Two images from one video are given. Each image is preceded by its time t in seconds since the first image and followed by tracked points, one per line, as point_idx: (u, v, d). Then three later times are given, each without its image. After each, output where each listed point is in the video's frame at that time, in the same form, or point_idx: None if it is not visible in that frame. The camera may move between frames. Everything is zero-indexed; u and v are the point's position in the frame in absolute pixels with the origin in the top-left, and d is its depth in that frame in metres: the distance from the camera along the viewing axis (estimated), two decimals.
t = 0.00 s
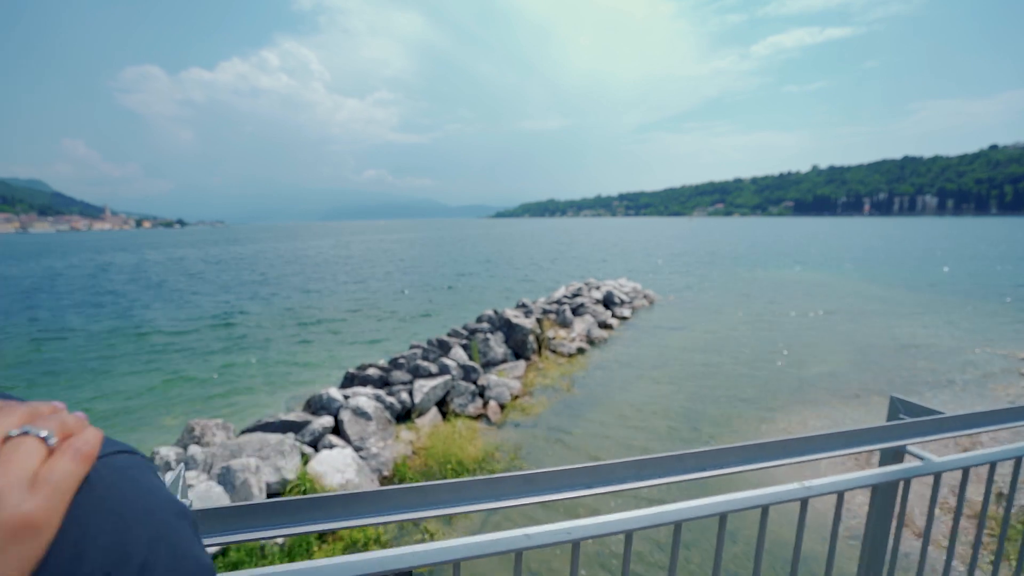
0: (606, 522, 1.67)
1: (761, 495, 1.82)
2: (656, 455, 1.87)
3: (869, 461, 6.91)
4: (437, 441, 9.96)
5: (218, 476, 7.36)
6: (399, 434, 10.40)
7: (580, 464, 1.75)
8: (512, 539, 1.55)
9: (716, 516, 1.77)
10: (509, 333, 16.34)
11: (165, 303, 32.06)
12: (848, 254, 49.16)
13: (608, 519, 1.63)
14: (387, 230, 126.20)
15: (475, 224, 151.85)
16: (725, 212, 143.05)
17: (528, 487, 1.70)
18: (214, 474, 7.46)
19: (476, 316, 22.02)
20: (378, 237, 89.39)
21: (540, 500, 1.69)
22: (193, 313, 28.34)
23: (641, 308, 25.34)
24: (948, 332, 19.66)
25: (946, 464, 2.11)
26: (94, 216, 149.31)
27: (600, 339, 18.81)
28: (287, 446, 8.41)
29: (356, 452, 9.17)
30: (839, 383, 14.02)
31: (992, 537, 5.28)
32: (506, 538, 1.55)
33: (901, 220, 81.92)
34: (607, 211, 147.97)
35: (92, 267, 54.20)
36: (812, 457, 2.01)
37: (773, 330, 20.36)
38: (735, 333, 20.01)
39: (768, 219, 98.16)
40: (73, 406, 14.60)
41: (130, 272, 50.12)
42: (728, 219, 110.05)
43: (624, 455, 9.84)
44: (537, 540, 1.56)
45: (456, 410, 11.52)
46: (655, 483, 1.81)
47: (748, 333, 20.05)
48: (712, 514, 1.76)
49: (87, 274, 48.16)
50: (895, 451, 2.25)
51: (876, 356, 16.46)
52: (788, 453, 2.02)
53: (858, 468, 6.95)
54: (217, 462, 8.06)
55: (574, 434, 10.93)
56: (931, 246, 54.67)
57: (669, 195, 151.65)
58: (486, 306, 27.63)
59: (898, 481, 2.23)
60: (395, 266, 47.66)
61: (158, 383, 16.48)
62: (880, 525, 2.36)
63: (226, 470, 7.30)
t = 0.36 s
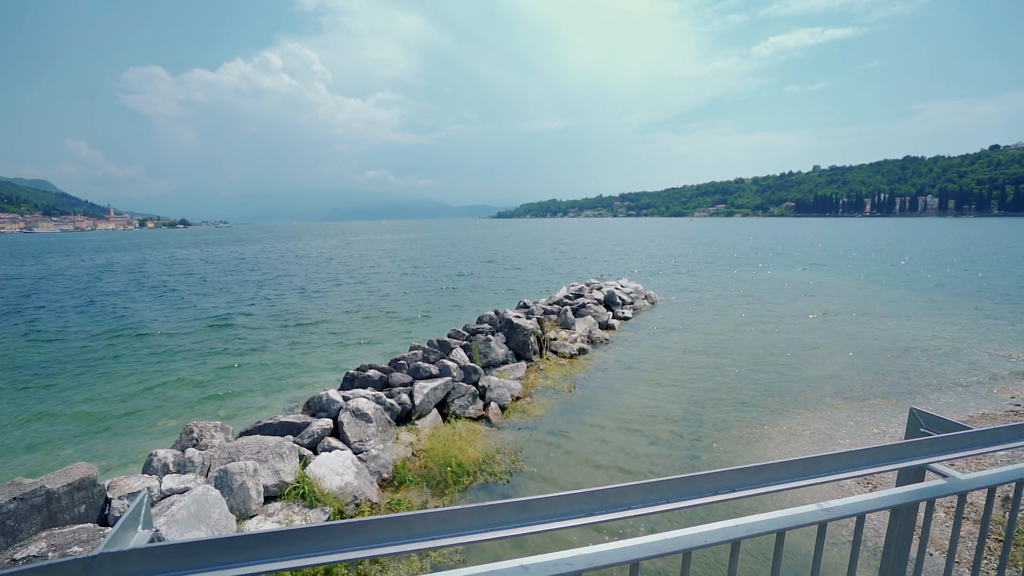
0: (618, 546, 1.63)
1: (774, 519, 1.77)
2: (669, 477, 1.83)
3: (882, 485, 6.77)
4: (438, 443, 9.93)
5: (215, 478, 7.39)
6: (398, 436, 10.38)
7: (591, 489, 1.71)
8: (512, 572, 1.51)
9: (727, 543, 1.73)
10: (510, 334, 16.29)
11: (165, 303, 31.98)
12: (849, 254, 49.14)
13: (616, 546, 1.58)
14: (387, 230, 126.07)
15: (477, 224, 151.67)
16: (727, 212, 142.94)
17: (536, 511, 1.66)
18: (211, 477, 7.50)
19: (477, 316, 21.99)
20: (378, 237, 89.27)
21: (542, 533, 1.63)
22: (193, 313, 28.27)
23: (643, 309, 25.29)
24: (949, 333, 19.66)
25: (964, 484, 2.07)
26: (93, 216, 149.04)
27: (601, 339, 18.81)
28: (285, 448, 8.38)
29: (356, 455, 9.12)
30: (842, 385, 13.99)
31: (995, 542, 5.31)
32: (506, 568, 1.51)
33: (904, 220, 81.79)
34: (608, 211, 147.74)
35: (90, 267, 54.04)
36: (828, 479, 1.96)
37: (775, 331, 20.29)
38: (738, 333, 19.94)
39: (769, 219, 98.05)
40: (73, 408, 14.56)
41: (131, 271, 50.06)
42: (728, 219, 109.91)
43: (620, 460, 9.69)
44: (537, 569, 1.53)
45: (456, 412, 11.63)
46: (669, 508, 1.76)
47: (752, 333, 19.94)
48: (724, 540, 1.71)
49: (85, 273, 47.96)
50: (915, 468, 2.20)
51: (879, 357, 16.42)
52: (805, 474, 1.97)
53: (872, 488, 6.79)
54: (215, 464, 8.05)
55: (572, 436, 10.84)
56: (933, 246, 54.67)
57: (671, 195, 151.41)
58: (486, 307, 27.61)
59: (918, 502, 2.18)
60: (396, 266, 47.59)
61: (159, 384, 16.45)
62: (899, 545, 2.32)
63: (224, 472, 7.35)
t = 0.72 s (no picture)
0: None
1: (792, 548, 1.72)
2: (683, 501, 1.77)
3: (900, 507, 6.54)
4: (438, 446, 9.85)
5: (211, 482, 7.30)
6: (398, 438, 10.31)
7: (601, 517, 1.64)
8: None
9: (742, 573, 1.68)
10: (510, 334, 16.25)
11: (164, 303, 31.89)
12: (849, 255, 49.06)
13: None
14: (387, 230, 126.00)
15: (477, 224, 151.43)
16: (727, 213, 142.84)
17: (542, 540, 1.59)
18: (207, 480, 7.39)
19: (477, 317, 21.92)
20: (378, 237, 89.16)
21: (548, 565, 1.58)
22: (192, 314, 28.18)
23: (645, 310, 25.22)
24: (951, 334, 19.59)
25: (990, 504, 2.00)
26: (93, 216, 148.84)
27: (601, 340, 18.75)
28: (283, 451, 8.34)
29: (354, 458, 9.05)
30: (844, 386, 13.92)
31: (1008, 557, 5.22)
32: None
33: (905, 220, 81.69)
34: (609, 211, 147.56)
35: (88, 267, 53.87)
36: (850, 501, 1.89)
37: (777, 332, 20.19)
38: (740, 334, 19.86)
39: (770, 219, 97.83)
40: (71, 410, 14.49)
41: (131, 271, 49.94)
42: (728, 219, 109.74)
43: (620, 464, 9.56)
44: None
45: (457, 414, 11.56)
46: (682, 536, 1.70)
47: (754, 334, 19.86)
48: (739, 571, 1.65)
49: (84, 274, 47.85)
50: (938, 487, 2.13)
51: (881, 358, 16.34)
52: (823, 497, 1.91)
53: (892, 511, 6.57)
54: (211, 467, 7.97)
55: (572, 439, 10.75)
56: (934, 246, 54.56)
57: (671, 195, 151.24)
58: (486, 307, 27.56)
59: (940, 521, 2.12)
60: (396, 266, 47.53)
61: (157, 386, 16.37)
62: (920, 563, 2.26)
63: (220, 476, 7.26)
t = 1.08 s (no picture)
0: None
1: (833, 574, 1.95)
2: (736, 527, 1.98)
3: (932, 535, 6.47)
4: (437, 449, 10.28)
5: (207, 485, 7.63)
6: (397, 440, 10.75)
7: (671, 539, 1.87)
8: None
9: None
10: (510, 335, 16.73)
11: (170, 303, 32.45)
12: (847, 255, 49.50)
13: None
14: (389, 228, 126.61)
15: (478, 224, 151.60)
16: (728, 213, 143.17)
17: (585, 569, 1.77)
18: (202, 484, 7.72)
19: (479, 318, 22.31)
20: (380, 236, 89.74)
21: None
22: (197, 314, 28.57)
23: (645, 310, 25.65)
24: (944, 336, 19.96)
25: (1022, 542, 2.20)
26: (94, 215, 149.24)
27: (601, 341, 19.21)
28: (280, 454, 8.71)
29: (353, 461, 9.53)
30: (842, 389, 14.28)
31: None
32: None
33: (905, 220, 82.03)
34: (610, 211, 147.90)
35: (93, 266, 54.52)
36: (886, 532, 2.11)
37: (774, 333, 20.56)
38: (738, 336, 20.23)
39: (770, 217, 98.27)
40: (85, 410, 15.03)
41: (134, 271, 50.28)
42: (729, 219, 110.24)
43: (622, 471, 9.78)
44: None
45: (457, 416, 12.12)
46: (722, 571, 1.85)
47: (752, 335, 20.23)
48: None
49: (89, 273, 48.45)
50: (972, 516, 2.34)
51: (878, 361, 16.67)
52: (861, 525, 2.13)
53: (923, 540, 6.47)
54: (207, 470, 8.22)
55: (573, 442, 11.09)
56: (931, 246, 55.00)
57: (672, 195, 151.52)
58: (488, 307, 28.01)
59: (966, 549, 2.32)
60: (398, 266, 48.02)
61: (167, 386, 16.88)
62: None
63: (216, 480, 7.62)
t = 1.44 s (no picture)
0: None
1: None
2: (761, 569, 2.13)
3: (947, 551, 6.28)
4: (436, 451, 10.17)
5: (202, 490, 7.51)
6: (396, 443, 10.62)
7: None
8: None
9: None
10: (511, 336, 16.64)
11: (169, 302, 32.33)
12: (848, 255, 49.38)
13: None
14: (389, 228, 126.53)
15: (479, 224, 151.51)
16: (729, 212, 142.94)
17: None
18: (197, 488, 7.58)
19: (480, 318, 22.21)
20: (380, 237, 89.71)
21: None
22: (196, 314, 28.51)
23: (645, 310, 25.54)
24: (947, 337, 19.81)
25: None
26: (96, 215, 149.50)
27: (602, 342, 19.11)
28: (277, 457, 8.58)
29: (352, 464, 9.42)
30: (846, 391, 14.16)
31: None
32: None
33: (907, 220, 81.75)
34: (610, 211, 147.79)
35: (92, 266, 54.31)
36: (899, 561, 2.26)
37: (776, 334, 20.45)
38: (740, 336, 20.10)
39: (770, 217, 98.15)
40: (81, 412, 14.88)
41: (135, 271, 50.32)
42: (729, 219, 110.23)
43: (624, 475, 9.69)
44: None
45: (457, 418, 12.01)
46: None
47: (753, 336, 20.12)
48: None
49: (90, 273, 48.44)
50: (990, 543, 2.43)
51: (882, 362, 16.55)
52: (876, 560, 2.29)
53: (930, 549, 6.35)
54: (203, 474, 8.09)
55: (573, 446, 10.95)
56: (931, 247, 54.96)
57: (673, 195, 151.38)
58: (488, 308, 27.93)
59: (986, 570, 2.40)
60: (398, 265, 47.92)
61: (165, 388, 16.74)
62: None
63: (211, 484, 7.48)
